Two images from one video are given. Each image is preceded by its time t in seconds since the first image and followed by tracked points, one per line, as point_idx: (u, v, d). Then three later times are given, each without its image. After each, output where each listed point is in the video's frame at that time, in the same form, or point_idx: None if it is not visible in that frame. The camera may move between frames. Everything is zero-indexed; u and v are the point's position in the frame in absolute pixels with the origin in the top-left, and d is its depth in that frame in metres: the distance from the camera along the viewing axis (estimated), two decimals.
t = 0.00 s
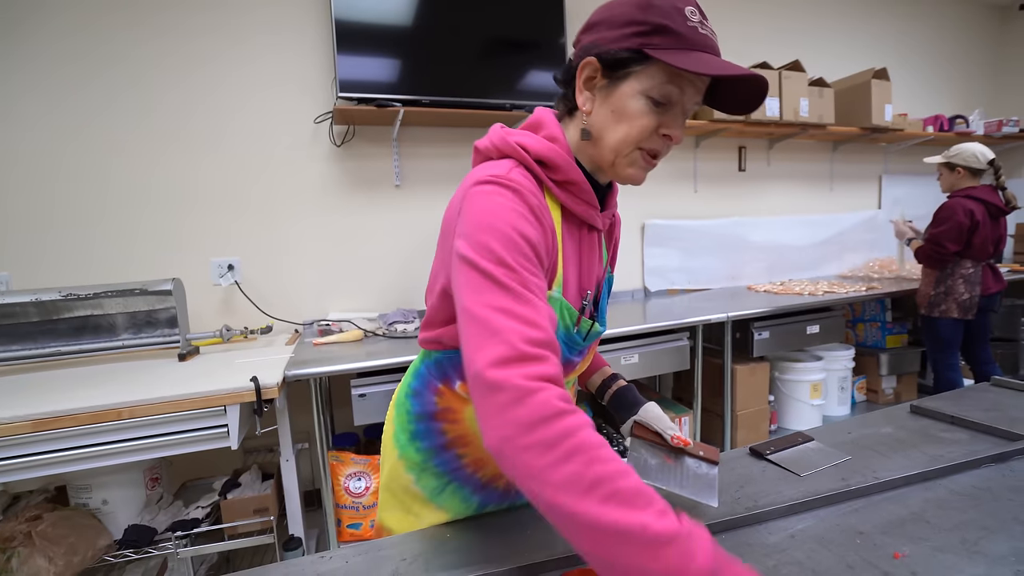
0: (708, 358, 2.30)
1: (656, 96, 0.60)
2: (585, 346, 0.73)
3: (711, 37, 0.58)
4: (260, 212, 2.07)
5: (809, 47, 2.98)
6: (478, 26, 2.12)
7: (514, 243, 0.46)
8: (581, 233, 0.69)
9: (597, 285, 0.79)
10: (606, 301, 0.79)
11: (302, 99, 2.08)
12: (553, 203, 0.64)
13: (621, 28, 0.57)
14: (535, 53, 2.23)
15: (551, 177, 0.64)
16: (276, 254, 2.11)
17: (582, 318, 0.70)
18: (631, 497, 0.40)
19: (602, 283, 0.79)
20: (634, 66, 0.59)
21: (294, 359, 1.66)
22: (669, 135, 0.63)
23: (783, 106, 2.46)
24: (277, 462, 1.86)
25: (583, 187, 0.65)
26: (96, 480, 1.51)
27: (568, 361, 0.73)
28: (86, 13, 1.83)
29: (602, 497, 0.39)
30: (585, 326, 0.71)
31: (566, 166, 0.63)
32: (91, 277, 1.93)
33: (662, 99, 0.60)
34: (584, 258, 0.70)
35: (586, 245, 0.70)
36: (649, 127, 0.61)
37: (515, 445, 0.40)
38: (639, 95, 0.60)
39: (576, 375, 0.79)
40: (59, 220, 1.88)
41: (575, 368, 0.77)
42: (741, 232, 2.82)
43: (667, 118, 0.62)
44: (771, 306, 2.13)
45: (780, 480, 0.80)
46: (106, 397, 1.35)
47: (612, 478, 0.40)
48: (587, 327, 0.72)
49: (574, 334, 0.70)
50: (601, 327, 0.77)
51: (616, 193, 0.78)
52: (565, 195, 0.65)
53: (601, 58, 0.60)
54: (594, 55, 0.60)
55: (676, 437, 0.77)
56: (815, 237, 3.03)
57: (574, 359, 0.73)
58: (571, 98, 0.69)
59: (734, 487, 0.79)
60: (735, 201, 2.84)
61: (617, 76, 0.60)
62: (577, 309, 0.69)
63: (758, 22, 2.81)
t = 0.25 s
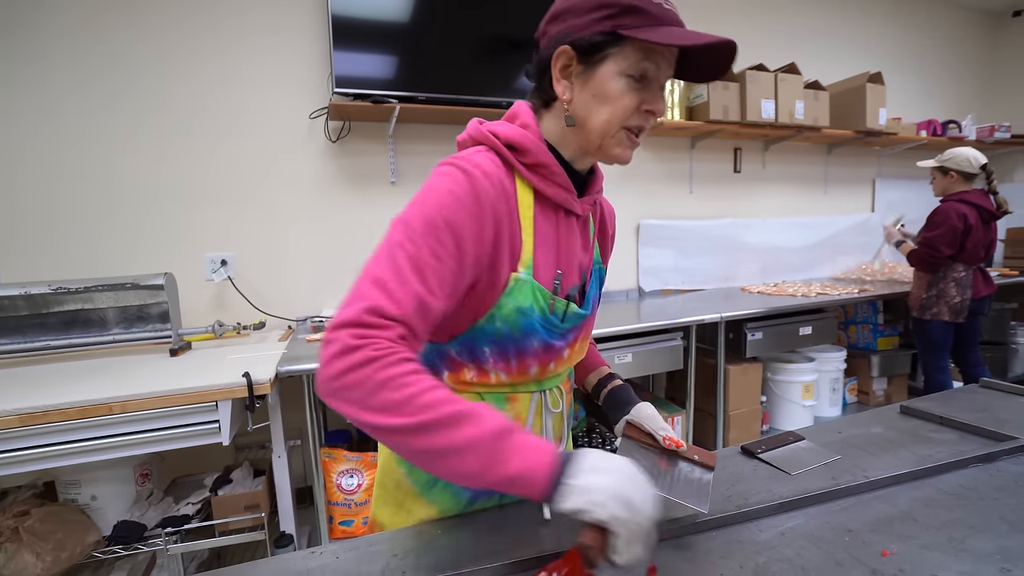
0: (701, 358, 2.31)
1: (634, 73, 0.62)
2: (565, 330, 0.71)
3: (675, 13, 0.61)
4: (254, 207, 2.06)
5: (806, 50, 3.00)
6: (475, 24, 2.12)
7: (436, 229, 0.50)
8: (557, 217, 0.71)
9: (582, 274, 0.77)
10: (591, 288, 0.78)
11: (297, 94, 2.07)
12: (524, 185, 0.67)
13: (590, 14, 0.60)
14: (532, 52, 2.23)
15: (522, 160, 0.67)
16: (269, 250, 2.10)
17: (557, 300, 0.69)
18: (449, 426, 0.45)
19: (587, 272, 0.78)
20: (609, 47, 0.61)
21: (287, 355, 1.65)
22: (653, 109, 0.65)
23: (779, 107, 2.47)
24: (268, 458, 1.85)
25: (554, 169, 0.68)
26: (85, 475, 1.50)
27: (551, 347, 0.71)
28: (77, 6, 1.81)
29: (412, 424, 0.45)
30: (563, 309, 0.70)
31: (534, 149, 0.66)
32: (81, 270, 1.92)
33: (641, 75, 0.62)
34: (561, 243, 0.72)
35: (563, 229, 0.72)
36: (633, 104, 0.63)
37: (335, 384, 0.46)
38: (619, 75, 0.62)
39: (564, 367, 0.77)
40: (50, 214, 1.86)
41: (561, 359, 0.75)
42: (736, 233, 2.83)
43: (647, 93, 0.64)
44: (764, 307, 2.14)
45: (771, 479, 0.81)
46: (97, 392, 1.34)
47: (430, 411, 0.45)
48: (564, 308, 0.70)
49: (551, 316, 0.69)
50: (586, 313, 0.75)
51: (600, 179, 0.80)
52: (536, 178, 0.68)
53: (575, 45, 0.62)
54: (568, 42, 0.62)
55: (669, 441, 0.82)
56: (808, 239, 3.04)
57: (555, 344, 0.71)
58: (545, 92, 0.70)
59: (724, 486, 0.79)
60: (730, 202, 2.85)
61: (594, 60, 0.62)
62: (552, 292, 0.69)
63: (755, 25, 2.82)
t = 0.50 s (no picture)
0: (700, 358, 2.31)
1: (601, 67, 0.65)
2: (543, 314, 0.72)
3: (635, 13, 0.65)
4: (253, 206, 2.06)
5: (805, 50, 3.00)
6: (476, 23, 2.12)
7: (399, 237, 0.59)
8: (531, 209, 0.74)
9: (563, 262, 0.78)
10: (572, 276, 0.77)
11: (297, 93, 2.07)
12: (493, 179, 0.72)
13: (559, 13, 0.63)
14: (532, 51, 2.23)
15: (491, 158, 0.73)
16: (269, 249, 2.10)
17: (530, 285, 0.72)
18: (397, 395, 0.54)
19: (569, 261, 0.79)
20: (577, 44, 0.64)
21: (287, 353, 1.66)
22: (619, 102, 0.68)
23: (778, 107, 2.48)
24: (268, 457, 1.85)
25: (521, 162, 0.72)
26: (85, 473, 1.51)
27: (531, 332, 0.71)
28: (78, 6, 1.81)
29: (370, 397, 0.54)
30: (537, 294, 0.72)
31: (499, 145, 0.71)
32: (81, 268, 1.92)
33: (607, 69, 0.65)
34: (537, 232, 0.75)
35: (538, 220, 0.75)
36: (601, 96, 0.66)
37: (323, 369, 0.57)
38: (587, 69, 0.65)
39: (551, 356, 0.76)
40: (49, 211, 1.86)
41: (544, 345, 0.74)
42: (735, 233, 2.84)
43: (614, 87, 0.67)
44: (763, 307, 2.15)
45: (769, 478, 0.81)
46: (97, 389, 1.34)
47: (382, 385, 0.54)
48: (538, 292, 0.72)
49: (525, 301, 0.71)
50: (565, 297, 0.75)
51: (580, 171, 0.81)
52: (505, 172, 0.73)
53: (546, 41, 0.65)
54: (538, 38, 0.65)
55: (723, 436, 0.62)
56: (807, 239, 3.05)
57: (534, 328, 0.71)
58: (520, 88, 0.73)
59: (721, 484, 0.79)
60: (729, 202, 2.85)
61: (563, 55, 0.65)
62: (526, 278, 0.71)
63: (754, 25, 2.83)
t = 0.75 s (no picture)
0: (711, 353, 2.30)
1: (602, 68, 0.65)
2: (545, 305, 0.72)
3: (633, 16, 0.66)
4: (264, 207, 2.08)
5: (815, 42, 2.97)
6: (482, 21, 2.12)
7: (408, 229, 0.61)
8: (532, 203, 0.75)
9: (565, 256, 0.78)
10: (575, 269, 0.77)
11: (305, 94, 2.08)
12: (494, 176, 0.72)
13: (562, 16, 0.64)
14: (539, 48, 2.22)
15: (492, 156, 0.73)
16: (280, 249, 2.12)
17: (531, 277, 0.72)
18: (404, 379, 0.54)
19: (572, 256, 0.79)
20: (579, 45, 0.64)
21: (298, 353, 1.67)
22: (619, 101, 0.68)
23: (787, 100, 2.45)
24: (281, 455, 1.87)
25: (521, 158, 0.73)
26: (104, 472, 1.53)
27: (534, 324, 0.71)
28: (90, 13, 1.84)
29: (379, 383, 0.55)
30: (539, 285, 0.72)
31: (500, 143, 0.72)
32: (97, 271, 1.95)
33: (608, 70, 0.65)
34: (539, 226, 0.75)
35: (540, 214, 0.75)
36: (601, 96, 0.66)
37: (340, 360, 0.59)
38: (588, 69, 0.65)
39: (556, 349, 0.76)
40: (64, 215, 1.89)
41: (548, 337, 0.74)
42: (745, 228, 2.81)
43: (614, 86, 0.67)
44: (774, 302, 2.13)
45: (782, 474, 0.81)
46: (114, 390, 1.36)
47: (389, 369, 0.54)
48: (539, 284, 0.72)
49: (527, 292, 0.71)
50: (569, 288, 0.75)
51: (581, 166, 0.81)
52: (506, 168, 0.73)
53: (549, 42, 0.65)
54: (541, 40, 0.66)
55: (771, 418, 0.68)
56: (818, 233, 3.02)
57: (537, 319, 0.71)
58: (523, 87, 0.73)
59: (733, 480, 0.79)
60: (739, 196, 2.83)
61: (565, 56, 0.65)
62: (527, 270, 0.72)
63: (763, 17, 2.80)
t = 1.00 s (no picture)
0: (718, 351, 2.29)
1: (570, 41, 0.67)
2: (555, 305, 0.72)
3: None
4: (270, 209, 2.09)
5: (821, 36, 2.94)
6: (484, 21, 2.11)
7: (429, 220, 0.60)
8: (542, 202, 0.74)
9: (575, 257, 0.78)
10: (585, 271, 0.78)
11: (309, 95, 2.09)
12: (505, 174, 0.72)
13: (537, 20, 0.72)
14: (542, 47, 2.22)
15: (503, 153, 0.73)
16: (286, 251, 2.13)
17: (542, 275, 0.72)
18: (448, 390, 0.52)
19: (582, 257, 0.79)
20: (549, 32, 0.69)
21: (305, 354, 1.68)
22: (597, 66, 0.66)
23: (792, 96, 2.43)
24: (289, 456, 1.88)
25: (532, 157, 0.72)
26: (115, 473, 1.55)
27: (543, 322, 0.72)
28: (96, 19, 1.85)
29: (419, 389, 0.52)
30: (550, 284, 0.72)
31: (510, 140, 0.71)
32: (105, 274, 1.96)
33: (577, 41, 0.67)
34: (548, 226, 0.75)
35: (550, 213, 0.75)
36: (572, 64, 0.66)
37: (367, 362, 0.55)
38: (558, 48, 0.68)
39: (563, 348, 0.76)
40: (73, 218, 1.91)
41: (557, 336, 0.75)
42: (751, 225, 2.80)
43: (590, 55, 0.66)
44: (780, 299, 2.12)
45: (790, 473, 0.80)
46: (123, 392, 1.38)
47: (430, 377, 0.52)
48: (550, 283, 0.72)
49: (538, 291, 0.71)
50: (577, 290, 0.75)
51: (590, 169, 0.82)
52: (516, 167, 0.72)
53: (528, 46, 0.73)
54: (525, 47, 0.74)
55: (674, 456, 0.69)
56: (825, 229, 3.00)
57: (545, 318, 0.71)
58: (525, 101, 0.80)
59: (741, 480, 0.79)
60: (744, 193, 2.82)
61: (540, 48, 0.71)
62: (538, 269, 0.72)
63: (768, 12, 2.78)
